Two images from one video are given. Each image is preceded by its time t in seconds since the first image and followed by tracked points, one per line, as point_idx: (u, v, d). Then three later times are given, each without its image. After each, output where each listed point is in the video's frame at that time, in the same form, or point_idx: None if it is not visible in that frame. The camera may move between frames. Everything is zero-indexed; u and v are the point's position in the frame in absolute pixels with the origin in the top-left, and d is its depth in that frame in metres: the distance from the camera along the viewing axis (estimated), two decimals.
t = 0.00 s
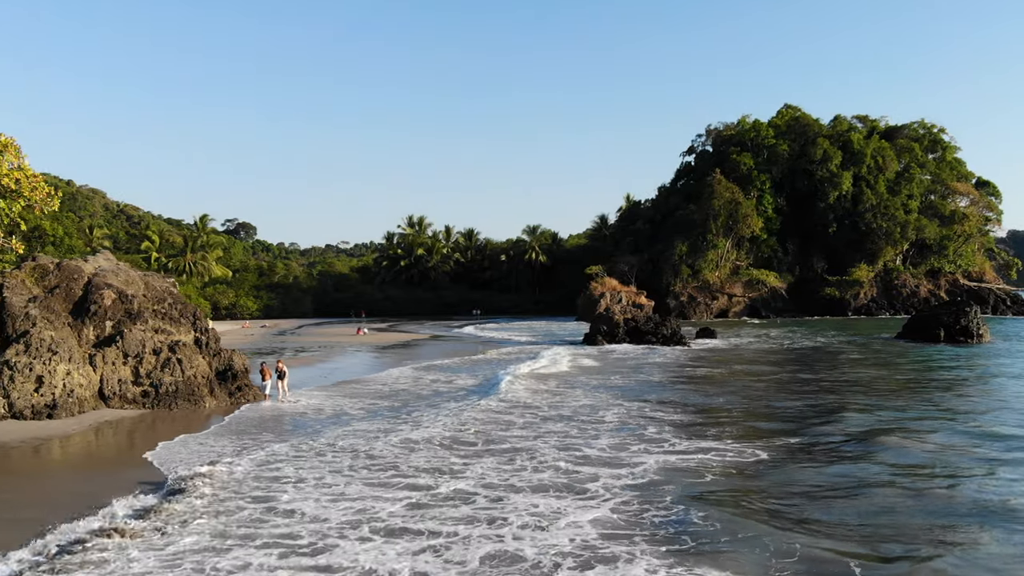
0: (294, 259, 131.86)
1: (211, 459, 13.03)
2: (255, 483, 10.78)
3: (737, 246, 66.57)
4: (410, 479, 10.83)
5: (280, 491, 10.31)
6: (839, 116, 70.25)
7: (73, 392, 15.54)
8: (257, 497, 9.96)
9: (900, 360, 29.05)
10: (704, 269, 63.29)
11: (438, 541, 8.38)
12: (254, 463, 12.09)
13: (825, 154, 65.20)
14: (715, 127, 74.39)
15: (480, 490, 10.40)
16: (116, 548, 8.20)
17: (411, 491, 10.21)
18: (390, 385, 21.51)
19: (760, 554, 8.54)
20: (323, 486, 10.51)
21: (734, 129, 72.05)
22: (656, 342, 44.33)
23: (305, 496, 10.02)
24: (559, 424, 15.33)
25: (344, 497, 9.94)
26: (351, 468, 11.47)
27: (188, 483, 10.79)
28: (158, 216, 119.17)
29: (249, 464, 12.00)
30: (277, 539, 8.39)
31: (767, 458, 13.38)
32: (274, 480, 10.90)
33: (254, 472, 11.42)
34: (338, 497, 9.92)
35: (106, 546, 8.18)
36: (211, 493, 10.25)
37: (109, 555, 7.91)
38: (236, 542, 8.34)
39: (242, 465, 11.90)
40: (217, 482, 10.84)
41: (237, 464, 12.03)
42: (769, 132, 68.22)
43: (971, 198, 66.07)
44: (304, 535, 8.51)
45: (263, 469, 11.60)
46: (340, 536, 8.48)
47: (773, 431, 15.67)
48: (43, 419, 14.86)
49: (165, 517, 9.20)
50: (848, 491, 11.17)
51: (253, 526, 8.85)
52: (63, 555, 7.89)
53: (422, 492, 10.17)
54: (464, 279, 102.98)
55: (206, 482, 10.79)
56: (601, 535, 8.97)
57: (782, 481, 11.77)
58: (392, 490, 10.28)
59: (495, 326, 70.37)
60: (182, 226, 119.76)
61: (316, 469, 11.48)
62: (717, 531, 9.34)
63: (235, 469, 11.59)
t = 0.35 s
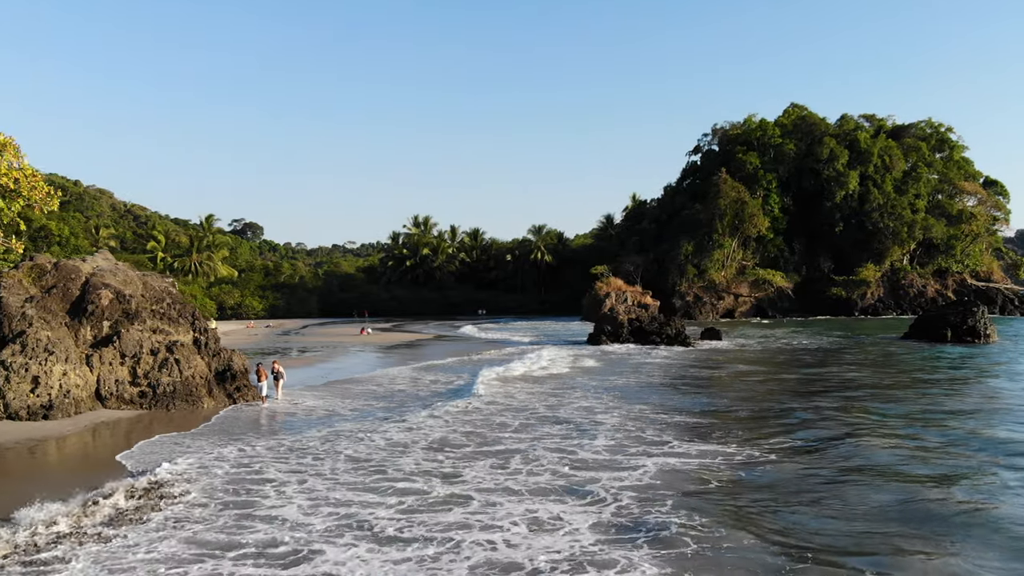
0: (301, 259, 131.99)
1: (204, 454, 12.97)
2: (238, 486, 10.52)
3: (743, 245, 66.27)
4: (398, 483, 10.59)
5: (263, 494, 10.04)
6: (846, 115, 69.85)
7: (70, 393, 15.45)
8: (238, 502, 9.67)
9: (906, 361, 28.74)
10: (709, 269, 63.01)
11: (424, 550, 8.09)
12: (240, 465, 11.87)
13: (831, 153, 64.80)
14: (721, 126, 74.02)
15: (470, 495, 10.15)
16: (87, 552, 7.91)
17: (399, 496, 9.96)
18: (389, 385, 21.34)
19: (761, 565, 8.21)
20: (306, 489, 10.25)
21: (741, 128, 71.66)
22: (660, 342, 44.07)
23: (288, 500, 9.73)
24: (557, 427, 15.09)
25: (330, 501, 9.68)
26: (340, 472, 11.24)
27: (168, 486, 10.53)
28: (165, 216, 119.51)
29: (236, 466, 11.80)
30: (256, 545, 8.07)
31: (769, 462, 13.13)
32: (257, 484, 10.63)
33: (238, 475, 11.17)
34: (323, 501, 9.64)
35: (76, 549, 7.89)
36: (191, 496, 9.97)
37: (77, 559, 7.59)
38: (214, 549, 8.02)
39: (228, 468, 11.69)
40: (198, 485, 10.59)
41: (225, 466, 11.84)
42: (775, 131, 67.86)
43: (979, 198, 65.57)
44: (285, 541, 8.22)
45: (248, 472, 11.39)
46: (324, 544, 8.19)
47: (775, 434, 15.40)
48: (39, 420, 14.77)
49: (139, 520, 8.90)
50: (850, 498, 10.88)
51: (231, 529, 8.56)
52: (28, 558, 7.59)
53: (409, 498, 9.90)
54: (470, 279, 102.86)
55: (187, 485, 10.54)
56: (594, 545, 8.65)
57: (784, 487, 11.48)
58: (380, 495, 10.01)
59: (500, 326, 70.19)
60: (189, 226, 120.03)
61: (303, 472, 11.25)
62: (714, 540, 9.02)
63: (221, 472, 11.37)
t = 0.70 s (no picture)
0: (308, 259, 132.12)
1: (197, 455, 12.84)
2: (221, 490, 10.27)
3: (749, 245, 65.92)
4: (386, 487, 10.37)
5: (246, 498, 9.80)
6: (853, 114, 69.46)
7: (66, 393, 15.33)
8: (220, 506, 9.41)
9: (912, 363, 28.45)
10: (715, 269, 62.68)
11: (411, 558, 7.83)
12: (227, 468, 11.68)
13: (838, 152, 64.35)
14: (727, 125, 73.64)
15: (458, 500, 9.91)
16: (57, 560, 7.62)
17: (386, 500, 9.73)
18: (387, 385, 21.21)
19: (759, 574, 7.94)
20: (290, 494, 10.01)
21: (747, 127, 71.26)
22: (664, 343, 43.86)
23: (272, 504, 9.49)
24: (554, 429, 14.91)
25: (315, 506, 9.44)
26: (328, 475, 11.04)
27: (149, 490, 10.30)
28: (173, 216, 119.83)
29: (223, 469, 11.62)
30: (235, 553, 7.78)
31: (767, 466, 12.91)
32: (241, 487, 10.40)
33: (222, 479, 10.95)
34: (307, 506, 9.40)
35: (46, 558, 7.61)
36: (171, 500, 9.73)
37: (45, 568, 7.32)
38: (192, 556, 7.73)
39: (216, 470, 11.50)
40: (180, 489, 10.35)
41: (212, 468, 11.65)
42: (781, 130, 67.49)
43: (987, 197, 65.02)
44: (266, 548, 7.93)
45: (233, 475, 11.18)
46: (308, 551, 7.90)
47: (775, 437, 15.16)
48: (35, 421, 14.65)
49: (115, 527, 8.61)
50: (850, 504, 10.62)
51: (209, 536, 8.27)
52: None
53: (397, 503, 9.67)
54: (475, 279, 102.76)
55: (169, 489, 10.31)
56: (586, 552, 8.38)
57: (782, 492, 11.24)
58: (366, 500, 9.77)
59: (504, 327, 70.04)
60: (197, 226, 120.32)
61: (290, 475, 11.04)
62: (709, 547, 8.76)
63: (207, 475, 11.17)
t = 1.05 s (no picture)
0: (315, 259, 132.21)
1: (189, 454, 12.74)
2: (206, 492, 10.10)
3: (756, 245, 65.55)
4: (374, 491, 10.20)
5: (230, 502, 9.62)
6: (860, 113, 69.01)
7: (62, 394, 15.22)
8: (202, 510, 9.22)
9: (919, 364, 28.14)
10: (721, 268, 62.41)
11: (396, 566, 7.63)
12: (214, 468, 11.53)
13: (845, 151, 63.97)
14: (734, 124, 73.24)
15: (448, 504, 9.73)
16: (30, 567, 7.43)
17: (374, 505, 9.55)
18: (386, 386, 21.06)
19: None
20: (274, 497, 9.82)
21: (753, 127, 70.89)
22: (669, 343, 43.62)
23: (255, 509, 9.29)
24: (551, 431, 14.75)
25: (299, 510, 9.25)
26: (316, 478, 10.87)
27: (132, 492, 10.13)
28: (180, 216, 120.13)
29: (210, 470, 11.47)
30: (215, 560, 7.57)
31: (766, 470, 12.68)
32: (225, 490, 10.22)
33: (207, 480, 10.78)
34: (292, 511, 9.21)
35: (20, 564, 7.42)
36: (153, 504, 9.52)
37: None
38: (171, 564, 7.52)
39: (203, 471, 11.35)
40: (164, 491, 10.18)
41: (199, 469, 11.51)
42: (788, 129, 67.12)
43: (995, 197, 64.43)
44: (247, 555, 7.72)
45: (219, 476, 11.01)
46: (290, 559, 7.69)
47: (775, 440, 14.94)
48: (30, 422, 14.54)
49: (93, 532, 8.40)
50: (850, 511, 10.38)
51: (189, 543, 8.07)
52: None
53: (384, 507, 9.48)
54: (481, 279, 102.65)
55: (153, 492, 10.15)
56: (576, 560, 8.18)
57: (780, 498, 11.01)
58: (353, 504, 9.59)
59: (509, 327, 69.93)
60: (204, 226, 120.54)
61: (277, 478, 10.88)
62: (701, 556, 8.54)
63: (193, 476, 11.01)
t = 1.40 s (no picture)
0: (322, 259, 132.41)
1: (179, 453, 12.66)
2: (189, 495, 9.96)
3: (762, 244, 65.17)
4: (363, 493, 10.09)
5: (212, 505, 9.48)
6: (867, 112, 68.54)
7: (58, 394, 15.15)
8: (184, 514, 9.08)
9: (925, 364, 27.88)
10: (728, 268, 62.11)
11: (378, 571, 7.51)
12: (200, 470, 11.40)
13: (852, 150, 63.56)
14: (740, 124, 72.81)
15: (436, 508, 9.61)
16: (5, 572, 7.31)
17: (361, 508, 9.44)
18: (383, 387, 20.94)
19: None
20: (257, 501, 9.68)
21: (760, 125, 70.48)
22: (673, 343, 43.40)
23: (239, 513, 9.14)
24: (546, 433, 14.59)
25: (283, 515, 9.11)
26: (304, 480, 10.76)
27: (113, 495, 9.98)
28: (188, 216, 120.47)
29: (196, 471, 11.35)
30: (193, 567, 7.43)
31: (762, 473, 12.52)
32: (208, 493, 10.07)
33: (193, 482, 10.65)
34: (276, 515, 9.08)
35: None
36: (135, 508, 9.39)
37: None
38: (147, 571, 7.37)
39: (188, 472, 11.22)
40: (146, 494, 10.05)
41: (185, 470, 11.39)
42: (795, 128, 66.70)
43: (1003, 196, 63.90)
44: (227, 562, 7.58)
45: (203, 478, 10.88)
46: (271, 566, 7.55)
47: (774, 442, 14.76)
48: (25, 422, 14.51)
49: (69, 537, 8.26)
50: (847, 517, 10.21)
51: (167, 549, 7.91)
52: None
53: (372, 511, 9.34)
54: (487, 279, 102.56)
55: (136, 494, 10.03)
56: (562, 566, 8.04)
57: (775, 504, 10.84)
58: (340, 507, 9.46)
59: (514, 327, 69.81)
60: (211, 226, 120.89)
61: (263, 480, 10.77)
62: (691, 563, 8.37)
63: (176, 478, 10.87)
